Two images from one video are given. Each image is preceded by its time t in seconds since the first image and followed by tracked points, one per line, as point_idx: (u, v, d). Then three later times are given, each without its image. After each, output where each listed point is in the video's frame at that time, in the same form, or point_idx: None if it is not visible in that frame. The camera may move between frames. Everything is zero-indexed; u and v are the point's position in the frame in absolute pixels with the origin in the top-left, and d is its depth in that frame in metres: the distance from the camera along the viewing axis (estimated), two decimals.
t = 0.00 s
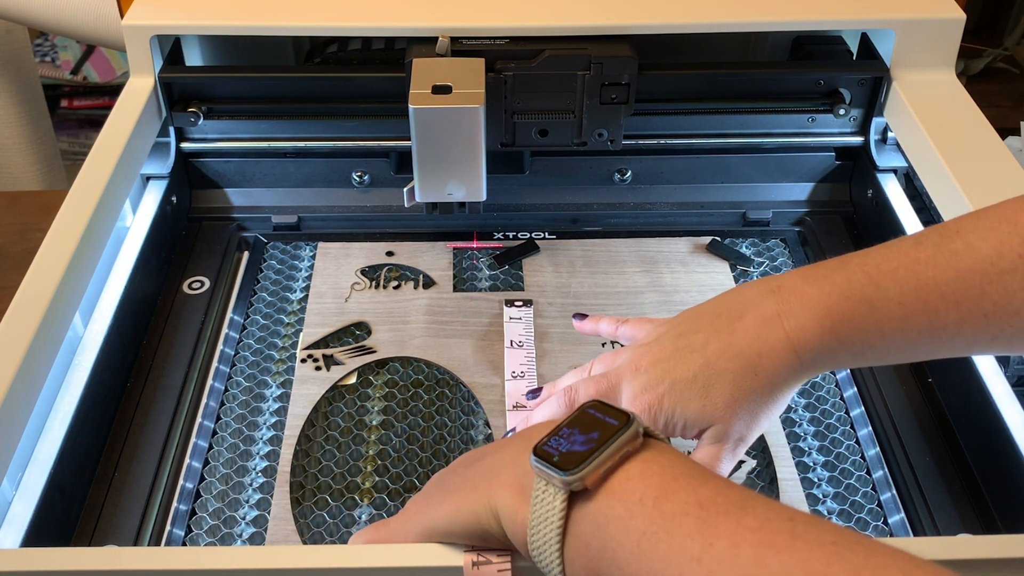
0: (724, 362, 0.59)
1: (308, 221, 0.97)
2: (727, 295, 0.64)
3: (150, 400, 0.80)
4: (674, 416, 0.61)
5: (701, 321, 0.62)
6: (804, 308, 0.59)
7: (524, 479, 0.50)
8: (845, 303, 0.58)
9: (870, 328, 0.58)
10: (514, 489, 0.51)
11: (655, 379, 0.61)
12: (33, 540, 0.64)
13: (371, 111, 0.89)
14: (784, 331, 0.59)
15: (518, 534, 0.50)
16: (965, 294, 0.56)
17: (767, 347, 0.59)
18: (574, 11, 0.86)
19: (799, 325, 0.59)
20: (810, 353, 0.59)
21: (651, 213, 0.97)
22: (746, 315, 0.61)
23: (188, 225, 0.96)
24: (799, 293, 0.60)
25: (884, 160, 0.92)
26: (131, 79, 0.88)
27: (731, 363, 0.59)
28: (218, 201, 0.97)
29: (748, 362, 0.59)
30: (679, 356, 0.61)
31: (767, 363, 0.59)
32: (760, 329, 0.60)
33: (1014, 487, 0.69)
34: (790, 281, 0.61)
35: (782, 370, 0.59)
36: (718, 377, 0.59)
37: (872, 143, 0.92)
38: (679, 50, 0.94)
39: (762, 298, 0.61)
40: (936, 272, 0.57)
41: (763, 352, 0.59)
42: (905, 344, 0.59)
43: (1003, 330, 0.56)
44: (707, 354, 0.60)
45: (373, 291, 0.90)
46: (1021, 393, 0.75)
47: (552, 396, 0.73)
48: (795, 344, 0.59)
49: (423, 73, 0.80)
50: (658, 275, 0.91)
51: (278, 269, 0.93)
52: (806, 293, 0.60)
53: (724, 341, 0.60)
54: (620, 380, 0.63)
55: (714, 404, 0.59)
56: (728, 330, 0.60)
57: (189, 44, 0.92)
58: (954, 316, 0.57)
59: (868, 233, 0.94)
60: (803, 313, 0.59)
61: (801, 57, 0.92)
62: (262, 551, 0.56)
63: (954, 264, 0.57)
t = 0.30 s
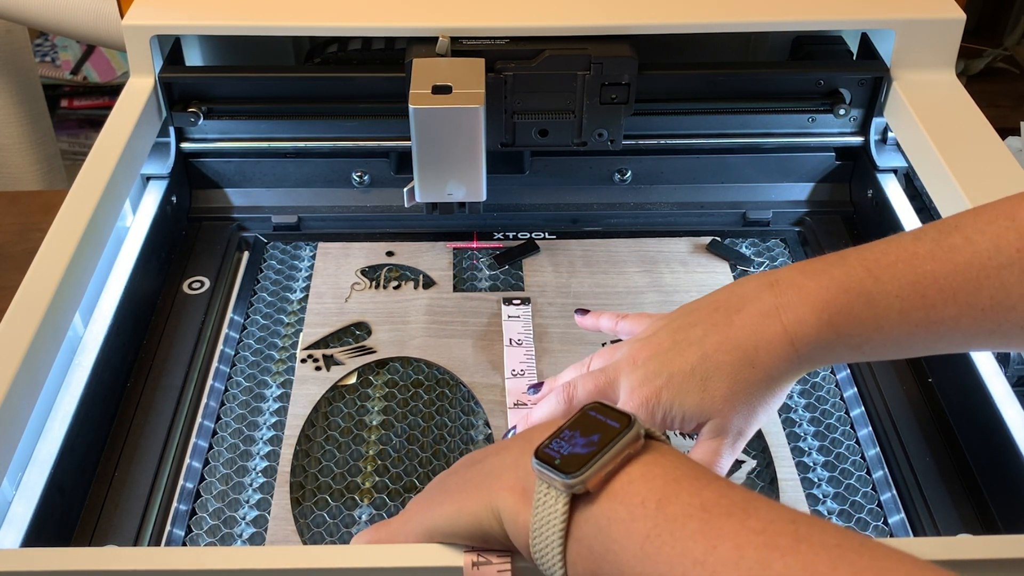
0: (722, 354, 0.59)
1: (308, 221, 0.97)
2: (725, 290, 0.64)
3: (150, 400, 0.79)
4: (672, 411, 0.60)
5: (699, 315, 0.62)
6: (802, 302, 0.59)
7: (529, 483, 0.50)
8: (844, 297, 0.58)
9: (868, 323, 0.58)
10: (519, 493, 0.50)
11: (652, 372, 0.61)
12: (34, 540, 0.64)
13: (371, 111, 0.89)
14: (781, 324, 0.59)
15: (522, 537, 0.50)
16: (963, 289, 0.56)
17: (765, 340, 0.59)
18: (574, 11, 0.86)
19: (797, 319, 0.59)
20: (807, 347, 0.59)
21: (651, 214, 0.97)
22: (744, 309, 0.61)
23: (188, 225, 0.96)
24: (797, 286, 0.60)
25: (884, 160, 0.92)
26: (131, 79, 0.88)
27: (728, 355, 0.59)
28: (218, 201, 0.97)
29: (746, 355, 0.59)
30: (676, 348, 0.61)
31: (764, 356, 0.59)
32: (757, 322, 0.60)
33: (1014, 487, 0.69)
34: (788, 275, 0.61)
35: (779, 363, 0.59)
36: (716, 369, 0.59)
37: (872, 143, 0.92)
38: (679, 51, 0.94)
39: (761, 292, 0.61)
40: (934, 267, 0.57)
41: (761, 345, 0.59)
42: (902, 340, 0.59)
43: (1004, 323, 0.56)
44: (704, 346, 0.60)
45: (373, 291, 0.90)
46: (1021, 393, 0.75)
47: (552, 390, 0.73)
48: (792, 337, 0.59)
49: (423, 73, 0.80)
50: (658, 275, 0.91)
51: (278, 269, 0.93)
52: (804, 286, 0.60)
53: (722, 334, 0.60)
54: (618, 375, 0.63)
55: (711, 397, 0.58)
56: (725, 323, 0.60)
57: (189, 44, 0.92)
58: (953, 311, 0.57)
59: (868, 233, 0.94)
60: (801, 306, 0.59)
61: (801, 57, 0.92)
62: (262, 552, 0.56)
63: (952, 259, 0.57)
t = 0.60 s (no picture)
0: (723, 354, 0.59)
1: (308, 221, 0.97)
2: (726, 290, 0.64)
3: (150, 400, 0.79)
4: (672, 411, 0.60)
5: (700, 316, 0.62)
6: (803, 302, 0.59)
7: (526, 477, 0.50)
8: (844, 296, 0.58)
9: (869, 322, 0.58)
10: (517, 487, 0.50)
11: (653, 373, 0.61)
12: (34, 540, 0.64)
13: (371, 111, 0.89)
14: (780, 324, 0.59)
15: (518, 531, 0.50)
16: (963, 288, 0.56)
17: (764, 340, 0.59)
18: (574, 11, 0.86)
19: (796, 318, 0.59)
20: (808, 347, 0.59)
21: (651, 214, 0.97)
22: (743, 309, 0.61)
23: (188, 225, 0.96)
24: (797, 286, 0.60)
25: (885, 160, 0.92)
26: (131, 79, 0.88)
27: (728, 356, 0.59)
28: (218, 201, 0.97)
29: (745, 356, 0.59)
30: (676, 350, 0.61)
31: (764, 357, 0.59)
32: (758, 321, 0.60)
33: (1015, 487, 0.69)
34: (788, 275, 0.61)
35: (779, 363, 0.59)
36: (716, 370, 0.59)
37: (872, 143, 0.92)
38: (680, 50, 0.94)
39: (761, 292, 0.61)
40: (934, 266, 0.57)
41: (761, 345, 0.59)
42: (902, 339, 0.59)
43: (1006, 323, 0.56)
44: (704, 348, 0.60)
45: (373, 291, 0.90)
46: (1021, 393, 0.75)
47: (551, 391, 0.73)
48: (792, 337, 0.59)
49: (423, 73, 0.80)
50: (658, 275, 0.91)
51: (278, 269, 0.93)
52: (803, 285, 0.60)
53: (722, 335, 0.60)
54: (619, 376, 0.63)
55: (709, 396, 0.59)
56: (725, 324, 0.60)
57: (189, 44, 0.92)
58: (954, 310, 0.57)
59: (869, 233, 0.94)
60: (801, 306, 0.59)
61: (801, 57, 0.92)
62: (263, 552, 0.56)
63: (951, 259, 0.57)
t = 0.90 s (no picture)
0: (724, 358, 0.59)
1: (308, 221, 0.97)
2: (726, 294, 0.64)
3: (150, 400, 0.79)
4: (672, 414, 0.60)
5: (701, 319, 0.62)
6: (803, 306, 0.59)
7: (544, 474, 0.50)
8: (844, 300, 0.59)
9: (869, 325, 0.58)
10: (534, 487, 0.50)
11: (653, 376, 0.61)
12: (34, 540, 0.64)
13: (371, 111, 0.89)
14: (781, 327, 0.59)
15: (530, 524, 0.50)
16: (964, 292, 0.56)
17: (765, 344, 0.59)
18: (574, 11, 0.86)
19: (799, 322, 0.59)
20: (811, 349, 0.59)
21: (650, 214, 0.97)
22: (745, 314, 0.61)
23: (188, 225, 0.96)
24: (798, 290, 0.60)
25: (885, 160, 0.92)
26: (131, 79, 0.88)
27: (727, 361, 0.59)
28: (218, 201, 0.97)
29: (746, 359, 0.59)
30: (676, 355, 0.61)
31: (765, 360, 0.59)
32: (761, 325, 0.60)
33: (1015, 488, 0.69)
34: (788, 279, 0.61)
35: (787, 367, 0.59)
36: (716, 374, 0.59)
37: (872, 143, 0.92)
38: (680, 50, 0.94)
39: (761, 296, 0.61)
40: (935, 270, 0.57)
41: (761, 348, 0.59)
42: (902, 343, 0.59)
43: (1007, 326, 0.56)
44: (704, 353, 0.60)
45: (373, 291, 0.90)
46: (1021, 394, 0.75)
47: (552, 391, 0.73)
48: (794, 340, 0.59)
49: (423, 73, 0.80)
50: (658, 275, 0.91)
51: (278, 269, 0.93)
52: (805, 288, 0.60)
53: (722, 339, 0.60)
54: (619, 378, 0.63)
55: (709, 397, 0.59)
56: (726, 328, 0.61)
57: (189, 44, 0.92)
58: (954, 314, 0.57)
59: (869, 233, 0.94)
60: (801, 311, 0.59)
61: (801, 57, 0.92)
62: (263, 552, 0.56)
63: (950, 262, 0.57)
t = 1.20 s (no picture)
0: (724, 360, 0.59)
1: (308, 221, 0.97)
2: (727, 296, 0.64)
3: (150, 400, 0.79)
4: (673, 416, 0.61)
5: (703, 322, 0.62)
6: (803, 308, 0.59)
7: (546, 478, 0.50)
8: (844, 303, 0.59)
9: (869, 329, 0.58)
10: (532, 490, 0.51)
11: (654, 378, 0.61)
12: (33, 540, 0.64)
13: (371, 111, 0.89)
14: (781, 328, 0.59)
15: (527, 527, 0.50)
16: (964, 295, 0.56)
17: (765, 347, 0.59)
18: (574, 11, 0.86)
19: (798, 323, 0.59)
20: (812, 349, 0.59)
21: (650, 213, 0.97)
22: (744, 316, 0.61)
23: (188, 225, 0.96)
24: (798, 293, 0.60)
25: (885, 159, 0.92)
26: (131, 79, 0.88)
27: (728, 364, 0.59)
28: (218, 201, 0.97)
29: (746, 361, 0.59)
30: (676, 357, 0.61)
31: (765, 362, 0.59)
32: (761, 327, 0.60)
33: (1015, 489, 0.69)
34: (789, 282, 0.61)
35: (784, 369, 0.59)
36: (717, 375, 0.59)
37: (872, 143, 0.92)
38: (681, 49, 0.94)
39: (761, 298, 0.61)
40: (935, 274, 0.57)
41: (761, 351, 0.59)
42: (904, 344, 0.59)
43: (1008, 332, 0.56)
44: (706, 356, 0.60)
45: (373, 291, 0.90)
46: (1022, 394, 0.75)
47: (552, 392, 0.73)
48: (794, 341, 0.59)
49: (423, 73, 0.80)
50: (658, 274, 0.91)
51: (278, 269, 0.93)
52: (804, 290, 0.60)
53: (723, 341, 0.60)
54: (621, 381, 0.63)
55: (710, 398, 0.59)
56: (727, 330, 0.61)
57: (189, 44, 0.92)
58: (955, 316, 0.57)
59: (868, 233, 0.94)
60: (801, 313, 0.59)
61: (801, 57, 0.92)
62: (263, 552, 0.56)
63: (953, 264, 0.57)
